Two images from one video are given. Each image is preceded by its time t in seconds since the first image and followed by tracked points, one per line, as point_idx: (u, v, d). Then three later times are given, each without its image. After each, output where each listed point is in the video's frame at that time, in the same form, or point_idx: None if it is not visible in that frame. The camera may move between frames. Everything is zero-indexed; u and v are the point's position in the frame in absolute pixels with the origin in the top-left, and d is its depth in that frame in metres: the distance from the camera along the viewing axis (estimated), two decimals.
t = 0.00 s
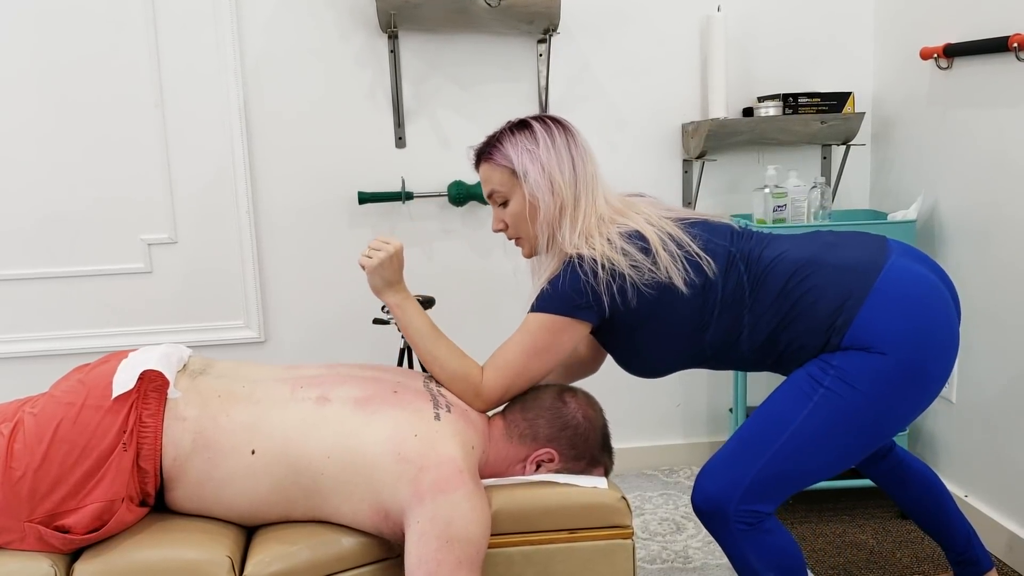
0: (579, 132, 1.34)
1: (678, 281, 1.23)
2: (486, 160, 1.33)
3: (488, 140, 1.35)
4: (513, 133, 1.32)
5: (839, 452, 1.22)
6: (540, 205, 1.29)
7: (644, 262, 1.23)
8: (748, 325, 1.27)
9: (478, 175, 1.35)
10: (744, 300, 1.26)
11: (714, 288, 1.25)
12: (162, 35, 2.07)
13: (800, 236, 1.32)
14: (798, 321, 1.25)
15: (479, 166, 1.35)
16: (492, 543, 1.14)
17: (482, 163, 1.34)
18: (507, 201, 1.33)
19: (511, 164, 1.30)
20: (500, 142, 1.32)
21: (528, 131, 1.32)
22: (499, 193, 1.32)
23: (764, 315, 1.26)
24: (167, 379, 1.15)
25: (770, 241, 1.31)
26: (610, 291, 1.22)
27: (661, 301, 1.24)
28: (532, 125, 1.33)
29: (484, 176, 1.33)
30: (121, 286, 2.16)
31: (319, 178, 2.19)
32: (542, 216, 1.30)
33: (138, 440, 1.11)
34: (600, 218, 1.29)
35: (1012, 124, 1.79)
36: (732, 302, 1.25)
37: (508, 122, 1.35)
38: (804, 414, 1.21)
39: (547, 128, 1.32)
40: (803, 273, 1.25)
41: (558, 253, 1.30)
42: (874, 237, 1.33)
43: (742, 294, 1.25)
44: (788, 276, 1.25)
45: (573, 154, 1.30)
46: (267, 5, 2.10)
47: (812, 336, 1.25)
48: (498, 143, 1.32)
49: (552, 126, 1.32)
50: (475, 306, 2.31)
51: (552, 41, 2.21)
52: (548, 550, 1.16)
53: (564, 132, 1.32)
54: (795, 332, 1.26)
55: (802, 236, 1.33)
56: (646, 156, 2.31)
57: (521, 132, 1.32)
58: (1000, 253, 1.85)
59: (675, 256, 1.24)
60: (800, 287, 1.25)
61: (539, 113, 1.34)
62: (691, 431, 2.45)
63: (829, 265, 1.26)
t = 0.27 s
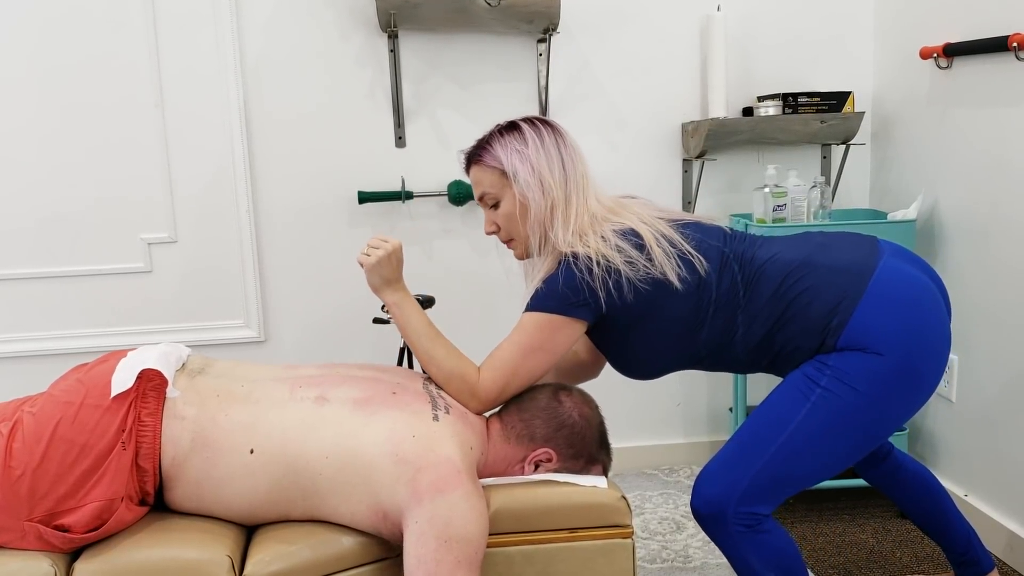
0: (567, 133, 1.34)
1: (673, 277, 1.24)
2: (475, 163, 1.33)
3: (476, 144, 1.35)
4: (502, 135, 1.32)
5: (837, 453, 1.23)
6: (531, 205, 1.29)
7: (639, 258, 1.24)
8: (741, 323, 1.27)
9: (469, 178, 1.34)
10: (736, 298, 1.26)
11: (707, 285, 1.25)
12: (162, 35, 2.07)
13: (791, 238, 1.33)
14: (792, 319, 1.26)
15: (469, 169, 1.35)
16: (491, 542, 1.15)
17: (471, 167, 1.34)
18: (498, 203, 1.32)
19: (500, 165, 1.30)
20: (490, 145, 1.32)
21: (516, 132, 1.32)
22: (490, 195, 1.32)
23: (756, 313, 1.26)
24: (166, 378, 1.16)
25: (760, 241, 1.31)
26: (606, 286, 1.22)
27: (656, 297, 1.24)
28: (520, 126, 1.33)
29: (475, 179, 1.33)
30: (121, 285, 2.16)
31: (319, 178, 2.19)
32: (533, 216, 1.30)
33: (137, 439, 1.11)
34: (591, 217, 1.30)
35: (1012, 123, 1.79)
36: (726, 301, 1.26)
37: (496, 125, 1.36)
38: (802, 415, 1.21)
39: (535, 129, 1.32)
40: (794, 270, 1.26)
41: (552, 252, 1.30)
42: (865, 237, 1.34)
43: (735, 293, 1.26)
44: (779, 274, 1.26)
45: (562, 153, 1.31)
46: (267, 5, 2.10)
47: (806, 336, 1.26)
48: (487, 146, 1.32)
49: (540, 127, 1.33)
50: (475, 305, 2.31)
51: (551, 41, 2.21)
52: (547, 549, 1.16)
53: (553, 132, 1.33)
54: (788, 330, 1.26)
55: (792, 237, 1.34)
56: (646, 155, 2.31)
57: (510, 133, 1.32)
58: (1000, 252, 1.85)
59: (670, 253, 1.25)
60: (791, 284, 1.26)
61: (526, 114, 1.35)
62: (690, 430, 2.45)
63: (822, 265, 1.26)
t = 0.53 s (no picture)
0: (555, 128, 1.34)
1: (666, 271, 1.23)
2: (463, 161, 1.32)
3: (464, 141, 1.35)
4: (489, 132, 1.32)
5: (831, 451, 1.23)
6: (521, 201, 1.29)
7: (631, 252, 1.22)
8: (733, 319, 1.27)
9: (457, 176, 1.34)
10: (728, 293, 1.26)
11: (699, 281, 1.25)
12: (162, 36, 2.07)
13: (780, 235, 1.33)
14: (783, 315, 1.26)
15: (458, 167, 1.34)
16: (491, 543, 1.15)
17: (460, 164, 1.33)
18: (488, 200, 1.32)
19: (489, 162, 1.30)
20: (478, 141, 1.32)
21: (504, 128, 1.32)
22: (479, 192, 1.32)
23: (748, 308, 1.26)
24: (165, 380, 1.16)
25: (749, 237, 1.31)
26: (599, 282, 1.21)
27: (648, 292, 1.23)
28: (508, 122, 1.33)
29: (464, 177, 1.33)
30: (121, 286, 2.16)
31: (318, 178, 2.19)
32: (523, 212, 1.29)
33: (136, 441, 1.12)
34: (581, 212, 1.29)
35: (1011, 123, 1.79)
36: (718, 296, 1.26)
37: (484, 122, 1.35)
38: (796, 413, 1.22)
39: (523, 125, 1.32)
40: (783, 266, 1.26)
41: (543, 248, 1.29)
42: (851, 234, 1.35)
43: (727, 288, 1.26)
44: (770, 269, 1.26)
45: (550, 149, 1.30)
46: (266, 5, 2.10)
47: (799, 334, 1.26)
48: (475, 143, 1.32)
49: (527, 123, 1.32)
50: (474, 306, 2.31)
51: (551, 41, 2.21)
52: (547, 550, 1.16)
53: (540, 128, 1.32)
54: (780, 325, 1.26)
55: (781, 233, 1.34)
56: (645, 155, 2.31)
57: (498, 130, 1.32)
58: (999, 252, 1.85)
59: (662, 248, 1.24)
60: (781, 279, 1.26)
61: (513, 111, 1.34)
62: (690, 430, 2.45)
63: (812, 263, 1.27)
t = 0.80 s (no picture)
0: (544, 124, 1.32)
1: (659, 268, 1.22)
2: (452, 160, 1.30)
3: (452, 140, 1.33)
4: (478, 130, 1.30)
5: (826, 446, 1.24)
6: (511, 200, 1.27)
7: (624, 249, 1.21)
8: (727, 316, 1.26)
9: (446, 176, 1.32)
10: (721, 291, 1.25)
11: (692, 277, 1.24)
12: (161, 35, 2.07)
13: (771, 229, 1.32)
14: (776, 311, 1.26)
15: (446, 166, 1.32)
16: (491, 543, 1.15)
17: (448, 163, 1.31)
18: (478, 199, 1.30)
19: (478, 161, 1.27)
20: (466, 140, 1.30)
21: (493, 126, 1.30)
22: (469, 191, 1.30)
23: (741, 305, 1.26)
24: (165, 380, 1.16)
25: (741, 233, 1.30)
26: (593, 279, 1.20)
27: (642, 289, 1.22)
28: (496, 120, 1.30)
29: (453, 176, 1.30)
30: (120, 285, 2.16)
31: (318, 178, 2.19)
32: (514, 211, 1.28)
33: (135, 441, 1.12)
34: (573, 209, 1.28)
35: (1010, 123, 1.79)
36: (711, 294, 1.25)
37: (472, 119, 1.33)
38: (792, 409, 1.22)
39: (511, 122, 1.30)
40: (776, 263, 1.26)
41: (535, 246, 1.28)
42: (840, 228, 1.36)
43: (720, 285, 1.25)
44: (763, 266, 1.26)
45: (540, 146, 1.28)
46: (265, 5, 2.10)
47: (792, 330, 1.26)
48: (464, 142, 1.30)
49: (516, 120, 1.30)
50: (474, 306, 2.31)
51: (550, 41, 2.21)
52: (547, 550, 1.16)
53: (530, 124, 1.30)
54: (773, 321, 1.26)
55: (772, 229, 1.33)
56: (645, 155, 2.31)
57: (486, 127, 1.30)
58: (998, 252, 1.85)
59: (656, 243, 1.24)
60: (774, 277, 1.25)
61: (501, 107, 1.32)
62: (689, 430, 2.45)
63: (804, 258, 1.26)
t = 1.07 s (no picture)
0: (535, 121, 1.32)
1: (654, 263, 1.22)
2: (444, 158, 1.30)
3: (444, 138, 1.33)
4: (469, 128, 1.30)
5: (822, 440, 1.24)
6: (504, 197, 1.27)
7: (618, 245, 1.21)
8: (721, 312, 1.26)
9: (438, 174, 1.32)
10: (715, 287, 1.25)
11: (687, 273, 1.23)
12: (160, 35, 2.07)
13: (764, 223, 1.32)
14: (770, 307, 1.25)
15: (438, 165, 1.32)
16: (491, 543, 1.14)
17: (439, 162, 1.31)
18: (471, 197, 1.30)
19: (470, 158, 1.28)
20: (458, 138, 1.30)
21: (484, 123, 1.30)
22: (462, 190, 1.30)
23: (735, 301, 1.26)
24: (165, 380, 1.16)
25: (734, 228, 1.30)
26: (587, 275, 1.20)
27: (637, 285, 1.22)
28: (488, 117, 1.31)
29: (445, 174, 1.31)
30: (120, 285, 2.16)
31: (318, 178, 2.19)
32: (507, 209, 1.28)
33: (134, 441, 1.12)
34: (566, 205, 1.28)
35: (1010, 123, 1.79)
36: (705, 290, 1.25)
37: (463, 117, 1.33)
38: (789, 403, 1.22)
39: (503, 120, 1.30)
40: (769, 258, 1.26)
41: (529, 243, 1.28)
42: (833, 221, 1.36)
43: (714, 281, 1.25)
44: (757, 261, 1.26)
45: (531, 143, 1.29)
46: (265, 5, 2.10)
47: (787, 325, 1.26)
48: (456, 140, 1.30)
49: (507, 117, 1.30)
50: (474, 306, 2.31)
51: (550, 41, 2.21)
52: (547, 550, 1.16)
53: (521, 122, 1.30)
54: (767, 317, 1.26)
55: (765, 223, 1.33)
56: (645, 155, 2.31)
57: (477, 125, 1.30)
58: (998, 252, 1.85)
59: (650, 239, 1.23)
60: (767, 272, 1.25)
61: (492, 105, 1.32)
62: (689, 430, 2.45)
63: (797, 252, 1.26)
